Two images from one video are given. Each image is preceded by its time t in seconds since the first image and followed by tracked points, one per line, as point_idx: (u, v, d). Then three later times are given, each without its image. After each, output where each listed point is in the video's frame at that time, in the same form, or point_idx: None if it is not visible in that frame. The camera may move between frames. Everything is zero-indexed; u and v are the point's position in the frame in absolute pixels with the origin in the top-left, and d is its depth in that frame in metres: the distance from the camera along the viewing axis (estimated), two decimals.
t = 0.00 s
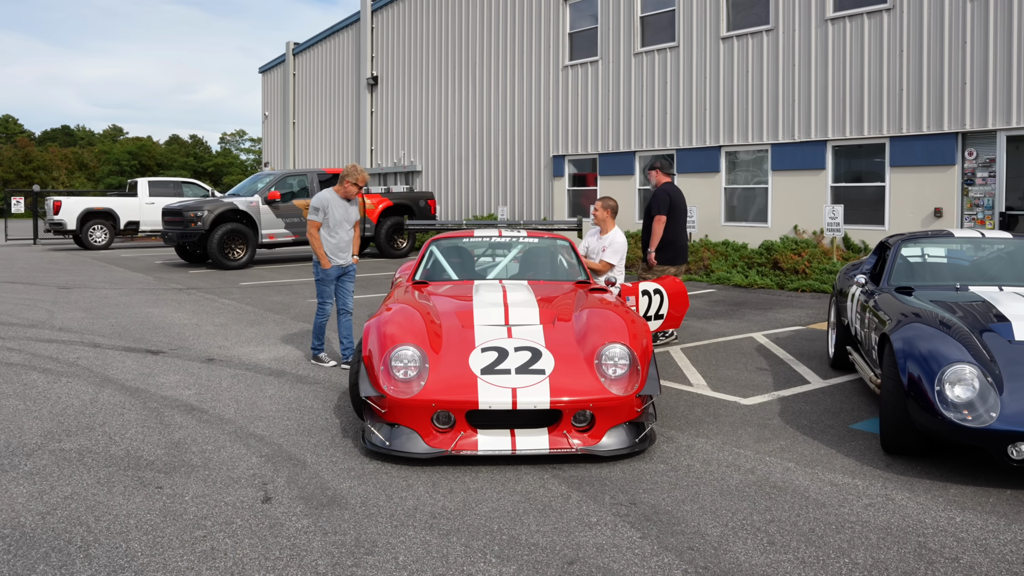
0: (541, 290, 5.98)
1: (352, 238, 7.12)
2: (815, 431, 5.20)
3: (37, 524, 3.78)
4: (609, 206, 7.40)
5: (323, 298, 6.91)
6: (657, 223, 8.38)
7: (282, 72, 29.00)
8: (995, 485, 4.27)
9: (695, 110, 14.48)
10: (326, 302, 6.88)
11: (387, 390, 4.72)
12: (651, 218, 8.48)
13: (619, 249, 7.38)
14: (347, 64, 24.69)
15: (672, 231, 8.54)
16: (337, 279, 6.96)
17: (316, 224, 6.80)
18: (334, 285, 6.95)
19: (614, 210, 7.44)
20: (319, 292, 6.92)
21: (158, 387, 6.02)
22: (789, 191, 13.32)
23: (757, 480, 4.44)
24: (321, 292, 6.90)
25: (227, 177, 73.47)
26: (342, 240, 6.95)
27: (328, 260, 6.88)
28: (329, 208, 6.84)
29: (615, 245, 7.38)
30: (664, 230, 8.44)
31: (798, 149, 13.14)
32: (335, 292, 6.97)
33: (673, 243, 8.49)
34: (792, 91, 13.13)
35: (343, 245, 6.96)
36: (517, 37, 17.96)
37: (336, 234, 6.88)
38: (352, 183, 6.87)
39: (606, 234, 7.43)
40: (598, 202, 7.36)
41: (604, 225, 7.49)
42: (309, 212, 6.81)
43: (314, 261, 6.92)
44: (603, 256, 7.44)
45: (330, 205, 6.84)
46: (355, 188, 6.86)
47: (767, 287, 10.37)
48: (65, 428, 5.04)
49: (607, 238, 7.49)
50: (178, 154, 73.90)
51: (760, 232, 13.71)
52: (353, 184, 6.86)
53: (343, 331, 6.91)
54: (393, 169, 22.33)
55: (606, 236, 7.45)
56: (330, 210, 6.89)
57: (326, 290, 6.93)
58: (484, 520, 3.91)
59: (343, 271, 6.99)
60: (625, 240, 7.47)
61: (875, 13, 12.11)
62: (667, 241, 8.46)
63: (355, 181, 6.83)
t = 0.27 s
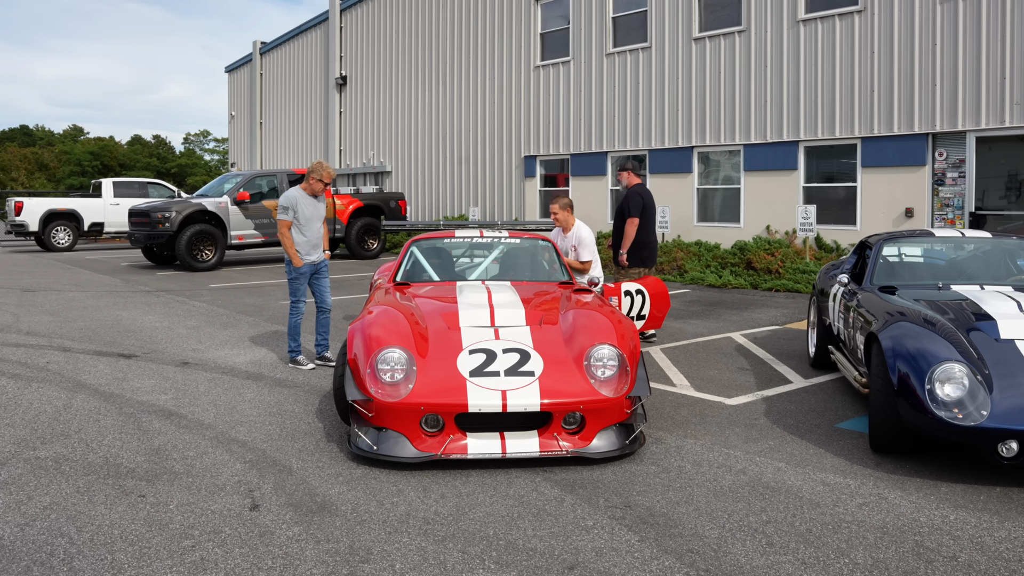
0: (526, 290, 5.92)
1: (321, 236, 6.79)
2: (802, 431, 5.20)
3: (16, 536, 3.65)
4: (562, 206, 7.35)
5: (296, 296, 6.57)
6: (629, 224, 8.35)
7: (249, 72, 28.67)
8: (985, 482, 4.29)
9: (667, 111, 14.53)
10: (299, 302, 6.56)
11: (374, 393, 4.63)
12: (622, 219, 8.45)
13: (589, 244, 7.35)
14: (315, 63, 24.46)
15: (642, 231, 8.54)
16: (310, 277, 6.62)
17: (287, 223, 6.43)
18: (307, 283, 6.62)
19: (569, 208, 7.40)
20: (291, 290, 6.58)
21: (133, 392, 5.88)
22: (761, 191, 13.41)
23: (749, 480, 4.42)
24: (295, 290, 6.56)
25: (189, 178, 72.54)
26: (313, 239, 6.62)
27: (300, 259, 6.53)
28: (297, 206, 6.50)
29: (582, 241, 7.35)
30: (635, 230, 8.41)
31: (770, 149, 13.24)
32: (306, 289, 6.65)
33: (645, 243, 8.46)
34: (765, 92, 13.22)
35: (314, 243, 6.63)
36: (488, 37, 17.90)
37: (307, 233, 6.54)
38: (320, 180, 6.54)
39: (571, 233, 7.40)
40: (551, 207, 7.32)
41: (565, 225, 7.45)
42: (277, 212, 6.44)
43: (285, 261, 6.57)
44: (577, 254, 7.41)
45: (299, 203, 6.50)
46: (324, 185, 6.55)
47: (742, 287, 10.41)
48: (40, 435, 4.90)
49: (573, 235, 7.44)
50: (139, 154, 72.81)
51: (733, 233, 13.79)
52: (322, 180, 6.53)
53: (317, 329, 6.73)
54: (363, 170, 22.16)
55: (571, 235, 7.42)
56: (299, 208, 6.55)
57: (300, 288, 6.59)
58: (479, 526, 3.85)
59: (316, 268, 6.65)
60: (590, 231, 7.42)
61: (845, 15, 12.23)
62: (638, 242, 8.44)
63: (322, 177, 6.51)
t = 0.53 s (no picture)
0: (512, 290, 5.87)
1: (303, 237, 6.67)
2: (790, 431, 5.21)
3: None
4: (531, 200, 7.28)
5: (277, 297, 6.42)
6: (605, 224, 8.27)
7: (219, 69, 28.34)
8: (976, 481, 4.32)
9: (644, 111, 14.56)
10: (281, 301, 6.40)
11: (363, 396, 4.56)
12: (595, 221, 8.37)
13: (569, 228, 7.27)
14: (287, 62, 24.23)
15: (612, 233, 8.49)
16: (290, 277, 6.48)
17: (266, 221, 6.33)
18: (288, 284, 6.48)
19: (538, 200, 7.34)
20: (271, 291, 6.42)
21: (111, 396, 5.77)
22: (737, 191, 13.48)
23: (742, 480, 4.41)
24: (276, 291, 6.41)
25: (156, 177, 71.63)
26: (295, 237, 6.50)
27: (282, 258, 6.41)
28: (277, 204, 6.39)
29: (561, 226, 7.26)
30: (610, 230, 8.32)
31: (746, 149, 13.31)
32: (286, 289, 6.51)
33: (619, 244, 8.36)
34: (741, 92, 13.29)
35: (296, 243, 6.51)
36: (462, 36, 17.84)
37: (288, 231, 6.42)
38: (298, 178, 6.45)
39: (549, 223, 7.33)
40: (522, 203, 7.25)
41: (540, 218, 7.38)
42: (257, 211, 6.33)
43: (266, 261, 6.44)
44: (560, 241, 7.32)
45: (278, 201, 6.40)
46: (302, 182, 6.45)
47: (719, 286, 10.44)
48: (17, 441, 4.79)
49: (552, 226, 7.35)
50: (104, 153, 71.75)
51: (709, 232, 13.86)
52: (300, 178, 6.45)
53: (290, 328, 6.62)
54: (335, 168, 21.99)
55: (549, 226, 7.34)
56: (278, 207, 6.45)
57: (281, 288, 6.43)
58: (475, 530, 3.80)
59: (295, 269, 6.52)
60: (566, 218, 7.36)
61: (821, 16, 12.32)
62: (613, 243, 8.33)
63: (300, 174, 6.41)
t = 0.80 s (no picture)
0: (496, 290, 5.81)
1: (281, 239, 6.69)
2: (776, 429, 5.22)
3: None
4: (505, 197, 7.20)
5: (256, 297, 6.43)
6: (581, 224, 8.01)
7: (182, 68, 27.93)
8: (964, 478, 4.36)
9: (615, 110, 14.58)
10: (259, 302, 6.42)
11: (350, 399, 4.47)
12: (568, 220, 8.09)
13: (548, 217, 7.19)
14: (251, 60, 23.95)
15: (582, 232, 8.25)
16: (269, 278, 6.51)
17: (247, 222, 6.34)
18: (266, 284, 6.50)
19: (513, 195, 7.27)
20: (250, 291, 6.43)
21: (84, 402, 5.63)
22: (708, 190, 13.55)
23: (735, 480, 4.41)
24: (256, 291, 6.42)
25: (115, 176, 70.44)
26: (274, 239, 6.52)
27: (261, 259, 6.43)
28: (258, 205, 6.43)
29: (540, 216, 7.17)
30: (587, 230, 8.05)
31: (717, 149, 13.39)
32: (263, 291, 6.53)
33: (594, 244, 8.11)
34: (712, 92, 13.36)
35: (275, 245, 6.53)
36: (431, 35, 17.73)
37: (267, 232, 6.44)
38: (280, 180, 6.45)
39: (527, 215, 7.24)
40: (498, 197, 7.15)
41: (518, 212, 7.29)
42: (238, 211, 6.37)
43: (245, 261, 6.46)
44: (540, 232, 7.22)
45: (258, 202, 6.41)
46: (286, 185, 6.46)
47: (692, 285, 10.47)
48: None
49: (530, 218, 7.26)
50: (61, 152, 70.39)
51: (680, 232, 13.92)
52: (283, 180, 6.45)
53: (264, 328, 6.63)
54: (302, 168, 21.77)
55: (528, 218, 7.25)
56: (258, 207, 6.46)
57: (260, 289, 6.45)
58: (472, 535, 3.74)
59: (274, 270, 6.55)
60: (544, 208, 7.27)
61: (791, 17, 12.43)
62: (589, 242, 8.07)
63: (283, 176, 6.42)
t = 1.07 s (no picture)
0: (491, 292, 5.77)
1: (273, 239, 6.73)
2: (773, 429, 5.24)
3: None
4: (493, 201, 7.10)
5: (248, 297, 6.45)
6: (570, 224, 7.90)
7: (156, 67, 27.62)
8: (965, 477, 4.38)
9: (596, 111, 14.60)
10: (251, 301, 6.44)
11: (351, 402, 4.41)
12: (555, 221, 7.96)
13: (537, 218, 7.15)
14: (227, 59, 23.73)
15: (565, 232, 8.14)
16: (260, 278, 6.53)
17: (241, 221, 6.37)
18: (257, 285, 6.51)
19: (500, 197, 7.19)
20: (242, 291, 6.44)
21: (72, 407, 5.53)
22: (690, 191, 13.60)
23: (737, 481, 4.41)
24: (247, 291, 6.43)
25: (85, 177, 69.53)
26: (265, 239, 6.55)
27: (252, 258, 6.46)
28: (251, 204, 6.45)
29: (529, 217, 7.13)
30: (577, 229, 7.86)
31: (699, 150, 13.44)
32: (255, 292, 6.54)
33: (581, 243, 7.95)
34: (694, 93, 13.40)
35: (266, 244, 6.56)
36: (411, 36, 17.68)
37: (260, 232, 6.48)
38: (273, 180, 6.50)
39: (516, 217, 7.19)
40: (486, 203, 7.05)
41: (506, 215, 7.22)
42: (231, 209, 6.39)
43: (236, 260, 6.48)
44: (530, 233, 7.18)
45: (252, 201, 6.45)
46: (279, 185, 6.52)
47: (675, 286, 10.49)
48: None
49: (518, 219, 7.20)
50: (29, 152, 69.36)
51: (663, 232, 13.97)
52: (276, 180, 6.50)
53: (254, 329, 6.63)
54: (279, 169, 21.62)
55: (517, 220, 7.20)
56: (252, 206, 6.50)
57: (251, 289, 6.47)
58: (480, 539, 3.70)
59: (265, 270, 6.57)
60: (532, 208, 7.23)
61: (774, 18, 12.51)
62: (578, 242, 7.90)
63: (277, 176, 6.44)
